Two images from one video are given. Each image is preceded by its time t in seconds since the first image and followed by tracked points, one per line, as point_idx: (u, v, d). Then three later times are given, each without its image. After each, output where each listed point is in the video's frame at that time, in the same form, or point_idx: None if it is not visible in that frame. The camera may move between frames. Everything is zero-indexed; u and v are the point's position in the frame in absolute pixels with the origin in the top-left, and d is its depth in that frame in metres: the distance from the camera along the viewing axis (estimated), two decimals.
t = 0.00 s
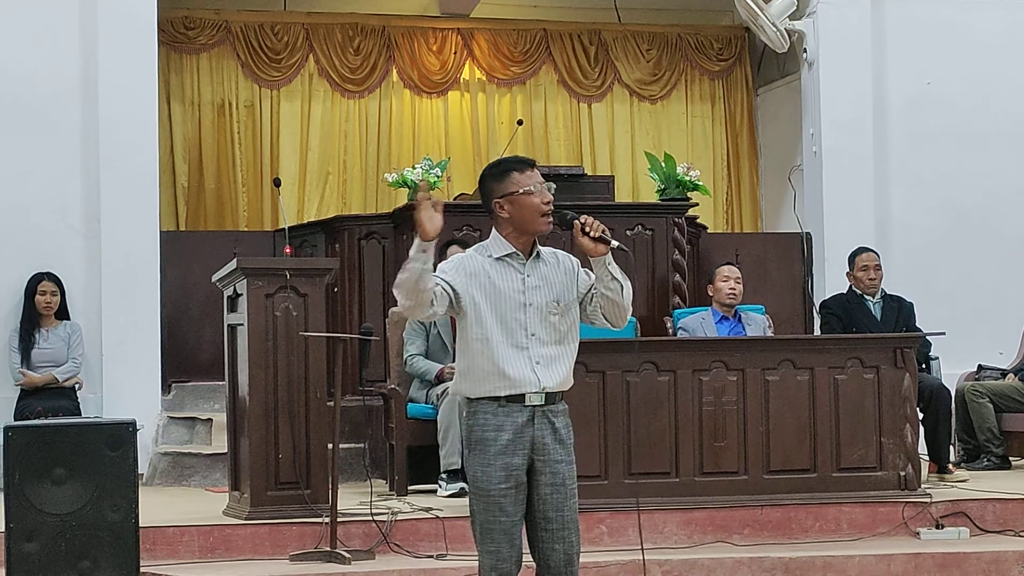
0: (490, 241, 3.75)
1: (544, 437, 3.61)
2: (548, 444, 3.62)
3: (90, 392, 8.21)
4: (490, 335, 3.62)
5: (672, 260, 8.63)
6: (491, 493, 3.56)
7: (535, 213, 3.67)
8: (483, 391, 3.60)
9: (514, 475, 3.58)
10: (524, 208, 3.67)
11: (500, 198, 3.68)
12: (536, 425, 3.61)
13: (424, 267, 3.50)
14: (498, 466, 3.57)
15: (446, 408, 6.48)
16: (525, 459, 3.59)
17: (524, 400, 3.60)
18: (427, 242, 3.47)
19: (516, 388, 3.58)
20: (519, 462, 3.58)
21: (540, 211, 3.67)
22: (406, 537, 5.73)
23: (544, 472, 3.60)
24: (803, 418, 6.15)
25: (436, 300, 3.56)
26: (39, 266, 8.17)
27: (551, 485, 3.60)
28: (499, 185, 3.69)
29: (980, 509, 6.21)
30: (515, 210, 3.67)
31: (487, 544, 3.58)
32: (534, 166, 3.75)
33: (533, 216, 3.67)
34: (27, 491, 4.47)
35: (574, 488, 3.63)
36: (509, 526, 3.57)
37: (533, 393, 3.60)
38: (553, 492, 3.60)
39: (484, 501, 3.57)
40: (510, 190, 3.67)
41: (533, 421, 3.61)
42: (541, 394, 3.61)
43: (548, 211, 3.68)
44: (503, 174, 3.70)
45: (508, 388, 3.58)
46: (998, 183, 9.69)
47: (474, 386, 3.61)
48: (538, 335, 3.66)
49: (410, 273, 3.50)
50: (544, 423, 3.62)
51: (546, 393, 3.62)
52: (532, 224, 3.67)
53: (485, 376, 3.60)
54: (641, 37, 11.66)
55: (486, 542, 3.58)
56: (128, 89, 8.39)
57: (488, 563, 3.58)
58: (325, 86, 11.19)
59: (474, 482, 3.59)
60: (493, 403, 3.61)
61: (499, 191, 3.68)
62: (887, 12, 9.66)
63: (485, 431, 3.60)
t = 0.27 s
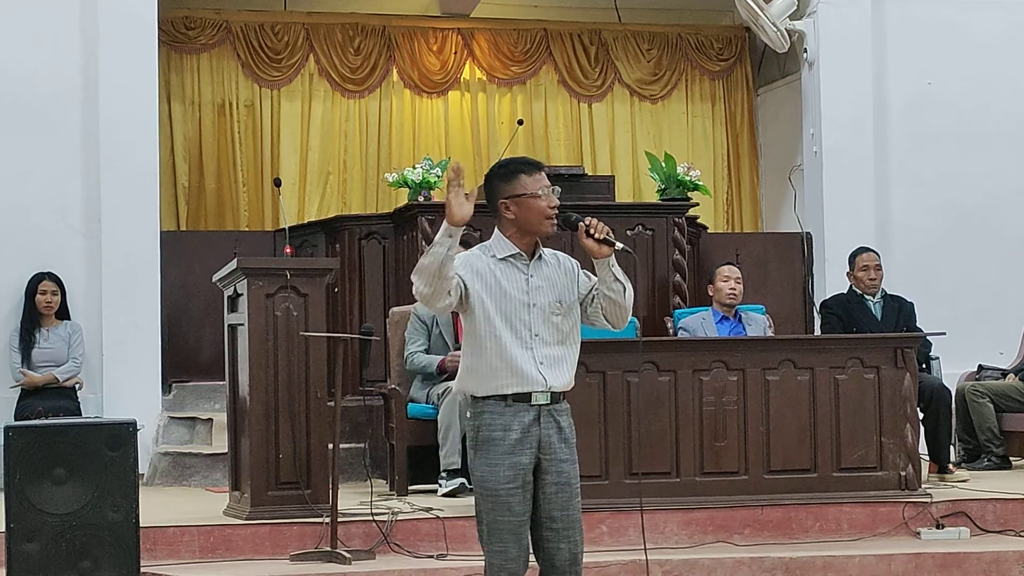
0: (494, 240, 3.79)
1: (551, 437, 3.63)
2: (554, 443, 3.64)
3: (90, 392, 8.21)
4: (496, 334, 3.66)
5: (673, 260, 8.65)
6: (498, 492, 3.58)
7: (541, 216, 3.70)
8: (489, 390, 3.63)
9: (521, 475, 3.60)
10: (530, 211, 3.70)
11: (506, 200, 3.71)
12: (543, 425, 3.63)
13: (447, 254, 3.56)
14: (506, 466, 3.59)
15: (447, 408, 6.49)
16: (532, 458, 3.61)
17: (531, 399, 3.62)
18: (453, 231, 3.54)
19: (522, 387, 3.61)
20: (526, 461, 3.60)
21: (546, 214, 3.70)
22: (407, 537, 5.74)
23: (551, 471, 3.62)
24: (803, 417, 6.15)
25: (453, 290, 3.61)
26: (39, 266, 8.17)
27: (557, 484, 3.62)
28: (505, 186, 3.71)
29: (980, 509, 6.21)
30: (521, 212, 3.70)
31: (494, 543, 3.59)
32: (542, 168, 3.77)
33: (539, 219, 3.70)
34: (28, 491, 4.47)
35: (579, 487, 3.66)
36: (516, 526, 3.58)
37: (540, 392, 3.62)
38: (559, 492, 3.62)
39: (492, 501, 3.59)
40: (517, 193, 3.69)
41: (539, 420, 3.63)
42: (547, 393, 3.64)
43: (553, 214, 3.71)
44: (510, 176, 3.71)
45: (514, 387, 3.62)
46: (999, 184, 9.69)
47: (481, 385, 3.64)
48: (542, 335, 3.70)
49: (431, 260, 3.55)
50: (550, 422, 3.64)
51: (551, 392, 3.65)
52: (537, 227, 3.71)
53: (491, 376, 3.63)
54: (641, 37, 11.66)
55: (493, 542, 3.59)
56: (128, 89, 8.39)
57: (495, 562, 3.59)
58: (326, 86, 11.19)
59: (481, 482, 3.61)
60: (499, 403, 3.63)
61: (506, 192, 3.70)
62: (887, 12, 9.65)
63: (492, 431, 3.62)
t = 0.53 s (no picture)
0: (499, 240, 3.81)
1: (555, 437, 3.66)
2: (558, 443, 3.67)
3: (90, 392, 8.20)
4: (501, 332, 3.69)
5: (672, 260, 8.65)
6: (504, 492, 3.60)
7: (549, 217, 3.73)
8: (493, 388, 3.67)
9: (526, 475, 3.62)
10: (539, 212, 3.72)
11: (516, 200, 3.73)
12: (548, 424, 3.66)
13: (461, 239, 3.61)
14: (512, 466, 3.61)
15: (447, 408, 6.48)
16: (537, 458, 3.64)
17: (536, 399, 3.66)
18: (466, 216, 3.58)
19: (528, 387, 3.65)
20: (531, 461, 3.63)
21: (554, 216, 3.73)
22: (407, 537, 5.74)
23: (555, 470, 3.65)
24: (803, 418, 6.15)
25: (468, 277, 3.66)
26: (39, 266, 8.17)
27: (561, 484, 3.65)
28: (515, 187, 3.73)
29: (980, 510, 6.21)
30: (530, 213, 3.73)
31: (499, 543, 3.61)
32: (550, 170, 3.80)
33: (547, 221, 3.73)
34: (28, 491, 4.47)
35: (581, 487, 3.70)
36: (521, 525, 3.61)
37: (544, 392, 3.66)
38: (562, 491, 3.66)
39: (497, 501, 3.61)
40: (527, 194, 3.72)
41: (544, 420, 3.66)
42: (551, 393, 3.67)
43: (561, 217, 3.74)
44: (520, 177, 3.74)
45: (517, 386, 3.65)
46: (999, 184, 9.69)
47: (487, 384, 3.68)
48: (547, 335, 3.73)
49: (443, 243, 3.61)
50: (554, 422, 3.67)
51: (556, 392, 3.68)
52: (545, 229, 3.74)
53: (495, 374, 3.67)
54: (641, 37, 11.66)
55: (498, 541, 3.61)
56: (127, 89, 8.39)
57: (500, 562, 3.61)
58: (325, 86, 11.19)
59: (487, 482, 3.63)
60: (504, 403, 3.66)
61: (515, 193, 3.73)
62: (887, 12, 9.65)
63: (498, 431, 3.65)
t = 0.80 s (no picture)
0: (506, 238, 3.84)
1: (561, 437, 3.70)
2: (563, 443, 3.71)
3: (90, 393, 8.21)
4: (509, 332, 3.70)
5: (672, 260, 8.65)
6: (511, 493, 3.62)
7: (557, 218, 3.76)
8: (501, 387, 3.69)
9: (533, 475, 3.65)
10: (548, 213, 3.75)
11: (524, 201, 3.76)
12: (554, 425, 3.70)
13: (477, 238, 3.58)
14: (519, 466, 3.64)
15: (447, 408, 6.49)
16: (542, 458, 3.67)
17: (543, 400, 3.69)
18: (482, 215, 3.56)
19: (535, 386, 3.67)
20: (537, 461, 3.66)
21: (563, 217, 3.76)
22: (407, 537, 5.74)
23: (560, 471, 3.69)
24: (803, 418, 6.15)
25: (483, 274, 3.65)
26: (39, 266, 8.17)
27: (565, 484, 3.70)
28: (523, 187, 3.75)
29: (980, 510, 6.21)
30: (539, 214, 3.75)
31: (505, 543, 3.63)
32: (559, 170, 3.81)
33: (555, 222, 3.76)
34: (27, 492, 4.47)
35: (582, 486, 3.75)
36: (527, 525, 3.63)
37: (551, 392, 3.69)
38: (566, 491, 3.70)
39: (504, 501, 3.63)
40: (536, 194, 3.74)
41: (550, 420, 3.70)
42: (558, 393, 3.71)
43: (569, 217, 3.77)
44: (529, 177, 3.76)
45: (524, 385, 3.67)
46: (999, 184, 9.70)
47: (495, 382, 3.69)
48: (553, 335, 3.76)
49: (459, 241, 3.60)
50: (560, 422, 3.71)
51: (562, 392, 3.72)
52: (553, 230, 3.76)
53: (503, 373, 3.69)
54: (641, 37, 11.66)
55: (504, 542, 3.63)
56: (127, 90, 8.39)
57: (506, 562, 3.63)
58: (325, 86, 11.19)
59: (493, 483, 3.64)
60: (512, 403, 3.69)
61: (523, 193, 3.75)
62: (887, 12, 9.66)
63: (504, 432, 3.67)
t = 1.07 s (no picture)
0: (515, 238, 3.85)
1: (568, 438, 3.70)
2: (571, 443, 3.71)
3: (90, 393, 8.21)
4: (518, 333, 3.71)
5: (672, 260, 8.65)
6: (519, 493, 3.62)
7: (567, 219, 3.77)
8: (511, 388, 3.69)
9: (541, 475, 3.65)
10: (559, 213, 3.76)
11: (535, 200, 3.77)
12: (562, 425, 3.70)
13: (495, 238, 3.59)
14: (527, 466, 3.64)
15: (446, 409, 6.51)
16: (551, 458, 3.67)
17: (552, 400, 3.70)
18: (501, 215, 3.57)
19: (544, 386, 3.68)
20: (546, 462, 3.66)
21: (573, 218, 3.76)
22: (407, 537, 5.74)
23: (568, 471, 3.69)
24: (803, 418, 6.15)
25: (495, 277, 3.64)
26: (39, 266, 8.17)
27: (571, 484, 3.70)
28: (534, 187, 3.76)
29: (980, 510, 6.21)
30: (549, 213, 3.76)
31: (512, 543, 3.63)
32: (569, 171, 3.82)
33: (565, 223, 3.76)
34: (27, 492, 4.47)
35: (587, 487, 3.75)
36: (534, 526, 3.63)
37: (561, 393, 3.70)
38: (573, 491, 3.70)
39: (512, 501, 3.63)
40: (547, 195, 3.75)
41: (559, 421, 3.70)
42: (567, 394, 3.71)
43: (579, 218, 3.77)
44: (540, 177, 3.76)
45: (534, 386, 3.68)
46: (999, 184, 9.70)
47: (504, 382, 3.70)
48: (561, 336, 3.77)
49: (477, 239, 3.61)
50: (568, 423, 3.72)
51: (571, 393, 3.73)
52: (562, 230, 3.77)
53: (513, 374, 3.69)
54: (641, 37, 11.66)
55: (511, 541, 3.63)
56: (127, 90, 8.39)
57: (512, 562, 3.63)
58: (325, 86, 11.19)
59: (501, 482, 3.64)
60: (521, 403, 3.69)
61: (534, 193, 3.76)
62: (887, 13, 9.66)
63: (513, 432, 3.67)
